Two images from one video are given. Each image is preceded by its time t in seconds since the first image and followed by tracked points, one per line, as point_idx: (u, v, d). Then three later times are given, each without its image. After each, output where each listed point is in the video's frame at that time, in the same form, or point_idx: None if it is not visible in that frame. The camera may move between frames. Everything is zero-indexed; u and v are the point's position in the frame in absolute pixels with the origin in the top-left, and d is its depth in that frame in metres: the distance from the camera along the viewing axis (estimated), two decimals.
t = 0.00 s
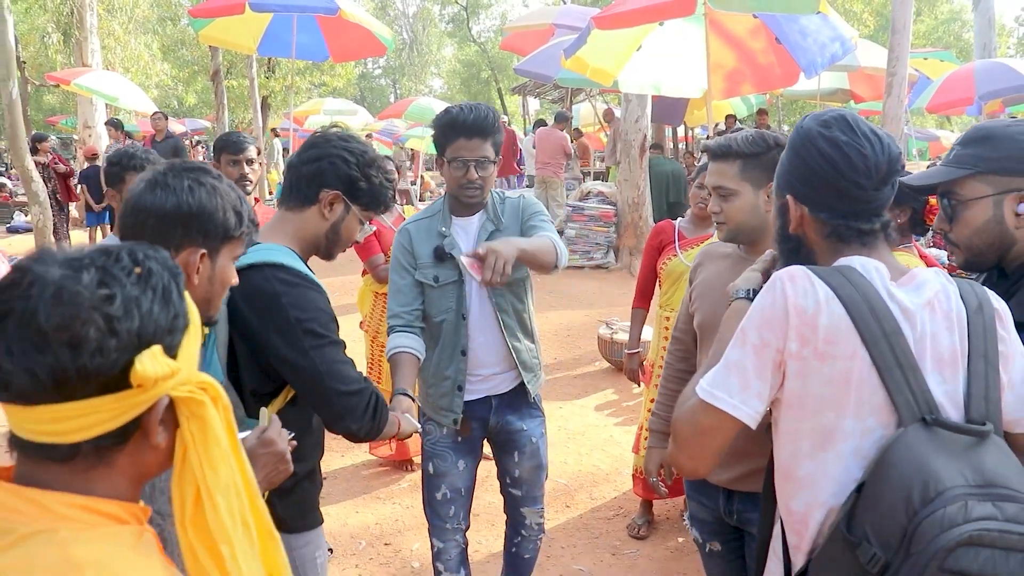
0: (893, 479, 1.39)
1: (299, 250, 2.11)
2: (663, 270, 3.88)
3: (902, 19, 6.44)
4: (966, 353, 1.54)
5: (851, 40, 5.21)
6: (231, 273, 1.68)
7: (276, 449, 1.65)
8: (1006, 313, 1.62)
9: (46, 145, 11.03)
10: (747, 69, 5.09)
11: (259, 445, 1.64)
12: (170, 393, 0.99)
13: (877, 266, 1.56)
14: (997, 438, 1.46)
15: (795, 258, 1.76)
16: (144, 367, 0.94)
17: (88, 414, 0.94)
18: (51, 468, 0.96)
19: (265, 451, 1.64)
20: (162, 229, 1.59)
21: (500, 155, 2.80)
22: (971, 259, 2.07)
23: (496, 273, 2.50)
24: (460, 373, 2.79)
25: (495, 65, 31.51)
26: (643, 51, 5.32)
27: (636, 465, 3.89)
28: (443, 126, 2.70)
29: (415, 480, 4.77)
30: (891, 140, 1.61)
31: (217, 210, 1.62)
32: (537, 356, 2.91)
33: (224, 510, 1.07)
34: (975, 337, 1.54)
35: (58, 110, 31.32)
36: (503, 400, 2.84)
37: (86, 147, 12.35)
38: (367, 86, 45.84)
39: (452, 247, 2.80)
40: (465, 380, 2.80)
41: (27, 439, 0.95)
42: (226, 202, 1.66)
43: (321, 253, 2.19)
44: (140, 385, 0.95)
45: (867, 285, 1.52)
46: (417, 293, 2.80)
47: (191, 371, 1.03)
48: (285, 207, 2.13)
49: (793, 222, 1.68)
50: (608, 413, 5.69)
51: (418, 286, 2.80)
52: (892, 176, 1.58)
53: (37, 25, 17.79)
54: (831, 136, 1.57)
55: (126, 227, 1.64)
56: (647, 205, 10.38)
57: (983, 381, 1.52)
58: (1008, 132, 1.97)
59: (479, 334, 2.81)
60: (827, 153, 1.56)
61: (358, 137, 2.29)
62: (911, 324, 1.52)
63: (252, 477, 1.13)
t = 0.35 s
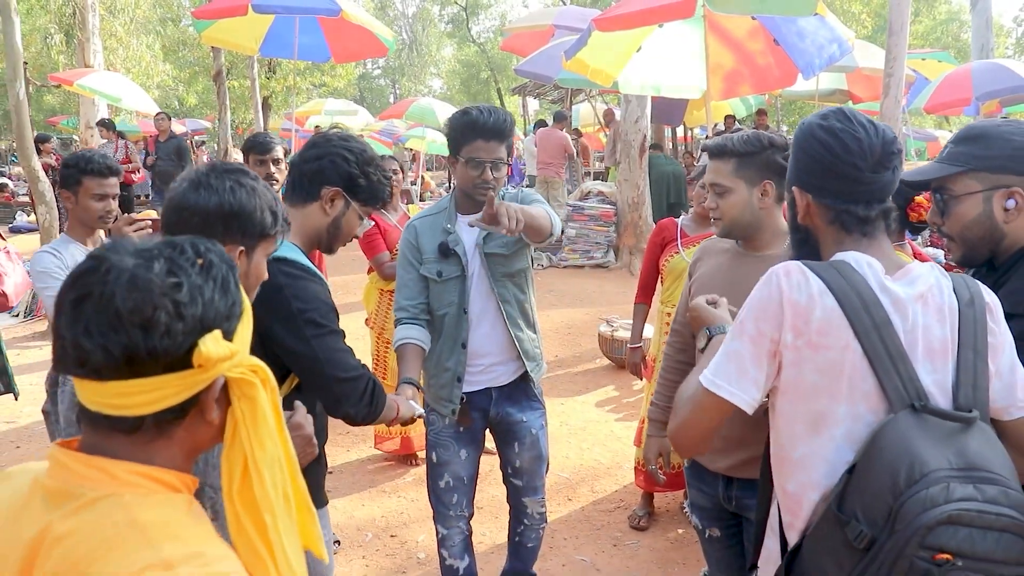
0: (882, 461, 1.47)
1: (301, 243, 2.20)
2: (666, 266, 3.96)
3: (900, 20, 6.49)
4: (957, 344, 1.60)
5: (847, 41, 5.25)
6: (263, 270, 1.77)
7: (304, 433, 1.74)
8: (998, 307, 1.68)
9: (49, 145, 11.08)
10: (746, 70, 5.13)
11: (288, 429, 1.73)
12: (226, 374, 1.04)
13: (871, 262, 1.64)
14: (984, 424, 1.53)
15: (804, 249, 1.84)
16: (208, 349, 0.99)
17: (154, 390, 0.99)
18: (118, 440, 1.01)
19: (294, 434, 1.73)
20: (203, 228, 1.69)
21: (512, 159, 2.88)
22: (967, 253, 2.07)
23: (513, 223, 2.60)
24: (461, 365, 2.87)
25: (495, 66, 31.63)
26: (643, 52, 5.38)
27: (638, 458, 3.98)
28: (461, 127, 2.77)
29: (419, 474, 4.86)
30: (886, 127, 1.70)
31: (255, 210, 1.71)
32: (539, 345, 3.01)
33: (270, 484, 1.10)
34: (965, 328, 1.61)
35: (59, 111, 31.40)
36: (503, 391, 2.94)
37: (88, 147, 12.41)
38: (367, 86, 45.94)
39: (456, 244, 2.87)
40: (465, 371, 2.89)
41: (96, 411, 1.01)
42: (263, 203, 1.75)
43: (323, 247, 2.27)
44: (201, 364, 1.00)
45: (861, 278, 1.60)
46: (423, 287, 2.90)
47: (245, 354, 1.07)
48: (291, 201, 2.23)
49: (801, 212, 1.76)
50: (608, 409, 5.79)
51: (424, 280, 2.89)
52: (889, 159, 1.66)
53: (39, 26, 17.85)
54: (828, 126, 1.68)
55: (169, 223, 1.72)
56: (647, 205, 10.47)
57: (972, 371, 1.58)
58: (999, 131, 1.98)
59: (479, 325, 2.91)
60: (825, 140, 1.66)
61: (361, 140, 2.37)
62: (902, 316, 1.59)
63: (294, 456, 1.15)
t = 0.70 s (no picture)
0: (857, 443, 1.56)
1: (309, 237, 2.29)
2: (666, 262, 4.06)
3: (899, 20, 6.45)
4: (941, 336, 1.66)
5: (844, 42, 5.37)
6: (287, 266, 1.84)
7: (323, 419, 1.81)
8: (989, 302, 1.71)
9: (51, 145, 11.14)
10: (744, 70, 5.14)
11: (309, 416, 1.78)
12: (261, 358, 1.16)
13: (860, 256, 1.70)
14: (963, 413, 1.59)
15: (809, 241, 1.91)
16: (247, 333, 1.11)
17: (195, 370, 1.10)
18: (161, 415, 1.13)
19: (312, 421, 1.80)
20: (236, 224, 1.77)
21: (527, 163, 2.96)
22: (951, 246, 2.11)
23: (580, 308, 2.67)
24: (467, 359, 2.95)
25: (495, 66, 31.70)
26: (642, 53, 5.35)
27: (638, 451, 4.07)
28: (487, 132, 2.83)
29: (422, 468, 4.95)
30: (890, 126, 1.77)
31: (286, 211, 1.80)
32: (534, 348, 3.07)
33: (299, 461, 1.25)
34: (951, 320, 1.66)
35: (59, 111, 31.47)
36: (506, 383, 3.01)
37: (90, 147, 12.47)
38: (366, 86, 46.03)
39: (465, 241, 2.95)
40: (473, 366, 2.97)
41: (143, 389, 1.12)
42: (293, 204, 1.83)
43: (326, 240, 2.36)
44: (240, 348, 1.12)
45: (847, 271, 1.67)
46: (428, 282, 3.00)
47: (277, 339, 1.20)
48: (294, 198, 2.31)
49: (808, 205, 1.84)
50: (608, 405, 5.87)
51: (430, 276, 2.99)
52: (891, 156, 1.73)
53: (40, 27, 17.90)
54: (833, 124, 1.76)
55: (204, 220, 1.82)
56: (646, 204, 10.55)
57: (954, 362, 1.64)
58: (984, 132, 2.04)
59: (487, 323, 2.99)
60: (830, 136, 1.75)
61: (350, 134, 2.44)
62: (887, 308, 1.65)
63: (321, 434, 1.32)
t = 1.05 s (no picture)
0: (846, 431, 1.63)
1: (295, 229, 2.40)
2: (667, 262, 4.11)
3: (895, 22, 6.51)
4: (932, 331, 1.71)
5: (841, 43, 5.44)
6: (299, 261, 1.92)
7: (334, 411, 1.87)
8: (979, 299, 1.76)
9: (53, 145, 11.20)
10: (742, 71, 5.18)
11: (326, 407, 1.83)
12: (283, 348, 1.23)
13: (855, 253, 1.76)
14: (950, 405, 1.64)
15: (810, 238, 1.97)
16: (273, 327, 1.19)
17: (223, 360, 1.17)
18: (189, 404, 1.19)
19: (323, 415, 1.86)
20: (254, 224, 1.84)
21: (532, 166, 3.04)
22: (945, 246, 2.18)
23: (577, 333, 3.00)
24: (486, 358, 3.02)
25: (494, 66, 31.76)
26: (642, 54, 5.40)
27: (638, 446, 4.13)
28: (526, 136, 2.88)
29: (425, 464, 5.01)
30: (887, 128, 1.83)
31: (302, 209, 1.89)
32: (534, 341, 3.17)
33: (321, 445, 1.31)
34: (941, 316, 1.71)
35: (59, 112, 31.56)
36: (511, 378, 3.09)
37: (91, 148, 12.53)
38: (366, 87, 46.11)
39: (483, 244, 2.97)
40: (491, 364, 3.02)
41: (172, 379, 1.19)
42: (308, 203, 1.92)
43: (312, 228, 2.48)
44: (264, 340, 1.19)
45: (841, 267, 1.73)
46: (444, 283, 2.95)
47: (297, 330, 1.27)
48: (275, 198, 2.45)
49: (808, 204, 1.90)
50: (608, 402, 5.93)
51: (448, 277, 2.94)
52: (888, 156, 1.79)
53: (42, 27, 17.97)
54: (832, 125, 1.82)
55: (221, 219, 1.87)
56: (645, 204, 10.61)
57: (943, 356, 1.69)
58: (973, 134, 2.10)
59: (500, 321, 3.06)
60: (830, 138, 1.81)
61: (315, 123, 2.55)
62: (879, 303, 1.71)
63: (339, 423, 1.38)
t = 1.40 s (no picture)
0: (840, 426, 1.65)
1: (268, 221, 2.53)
2: (662, 261, 4.16)
3: (893, 23, 6.52)
4: (923, 327, 1.74)
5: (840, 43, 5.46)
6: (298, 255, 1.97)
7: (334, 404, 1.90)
8: (969, 296, 1.79)
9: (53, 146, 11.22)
10: (740, 70, 5.18)
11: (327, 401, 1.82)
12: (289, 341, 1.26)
13: (846, 251, 1.79)
14: (940, 400, 1.67)
15: (802, 236, 2.00)
16: (282, 320, 1.22)
17: (233, 355, 1.20)
18: (200, 398, 1.22)
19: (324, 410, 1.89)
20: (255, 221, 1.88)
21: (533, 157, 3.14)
22: (937, 245, 2.20)
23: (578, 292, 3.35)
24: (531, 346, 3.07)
25: (494, 66, 31.76)
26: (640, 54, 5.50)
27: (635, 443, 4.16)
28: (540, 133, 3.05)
29: (424, 462, 5.04)
30: (878, 127, 1.86)
31: (302, 204, 1.95)
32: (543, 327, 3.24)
33: (327, 433, 1.38)
34: (932, 312, 1.74)
35: (59, 112, 31.58)
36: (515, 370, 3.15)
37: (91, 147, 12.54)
38: (366, 87, 46.11)
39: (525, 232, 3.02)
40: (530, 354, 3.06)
41: (183, 374, 1.21)
42: (304, 197, 1.98)
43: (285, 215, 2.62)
44: (273, 333, 1.23)
45: (833, 265, 1.76)
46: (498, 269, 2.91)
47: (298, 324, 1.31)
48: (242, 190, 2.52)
49: (801, 201, 1.92)
50: (607, 401, 5.96)
51: (503, 263, 2.93)
52: (880, 155, 1.81)
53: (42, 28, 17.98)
54: (825, 124, 1.84)
55: (224, 220, 1.90)
56: (645, 203, 10.63)
57: (934, 353, 1.72)
58: (962, 134, 2.12)
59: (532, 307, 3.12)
60: (822, 136, 1.83)
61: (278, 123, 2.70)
62: (870, 300, 1.73)
63: (341, 413, 1.43)
